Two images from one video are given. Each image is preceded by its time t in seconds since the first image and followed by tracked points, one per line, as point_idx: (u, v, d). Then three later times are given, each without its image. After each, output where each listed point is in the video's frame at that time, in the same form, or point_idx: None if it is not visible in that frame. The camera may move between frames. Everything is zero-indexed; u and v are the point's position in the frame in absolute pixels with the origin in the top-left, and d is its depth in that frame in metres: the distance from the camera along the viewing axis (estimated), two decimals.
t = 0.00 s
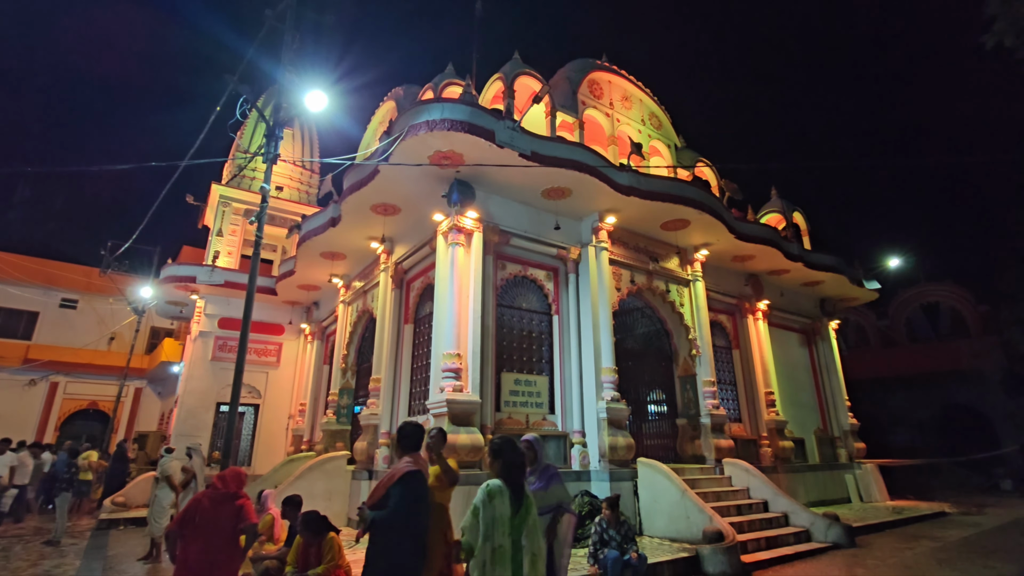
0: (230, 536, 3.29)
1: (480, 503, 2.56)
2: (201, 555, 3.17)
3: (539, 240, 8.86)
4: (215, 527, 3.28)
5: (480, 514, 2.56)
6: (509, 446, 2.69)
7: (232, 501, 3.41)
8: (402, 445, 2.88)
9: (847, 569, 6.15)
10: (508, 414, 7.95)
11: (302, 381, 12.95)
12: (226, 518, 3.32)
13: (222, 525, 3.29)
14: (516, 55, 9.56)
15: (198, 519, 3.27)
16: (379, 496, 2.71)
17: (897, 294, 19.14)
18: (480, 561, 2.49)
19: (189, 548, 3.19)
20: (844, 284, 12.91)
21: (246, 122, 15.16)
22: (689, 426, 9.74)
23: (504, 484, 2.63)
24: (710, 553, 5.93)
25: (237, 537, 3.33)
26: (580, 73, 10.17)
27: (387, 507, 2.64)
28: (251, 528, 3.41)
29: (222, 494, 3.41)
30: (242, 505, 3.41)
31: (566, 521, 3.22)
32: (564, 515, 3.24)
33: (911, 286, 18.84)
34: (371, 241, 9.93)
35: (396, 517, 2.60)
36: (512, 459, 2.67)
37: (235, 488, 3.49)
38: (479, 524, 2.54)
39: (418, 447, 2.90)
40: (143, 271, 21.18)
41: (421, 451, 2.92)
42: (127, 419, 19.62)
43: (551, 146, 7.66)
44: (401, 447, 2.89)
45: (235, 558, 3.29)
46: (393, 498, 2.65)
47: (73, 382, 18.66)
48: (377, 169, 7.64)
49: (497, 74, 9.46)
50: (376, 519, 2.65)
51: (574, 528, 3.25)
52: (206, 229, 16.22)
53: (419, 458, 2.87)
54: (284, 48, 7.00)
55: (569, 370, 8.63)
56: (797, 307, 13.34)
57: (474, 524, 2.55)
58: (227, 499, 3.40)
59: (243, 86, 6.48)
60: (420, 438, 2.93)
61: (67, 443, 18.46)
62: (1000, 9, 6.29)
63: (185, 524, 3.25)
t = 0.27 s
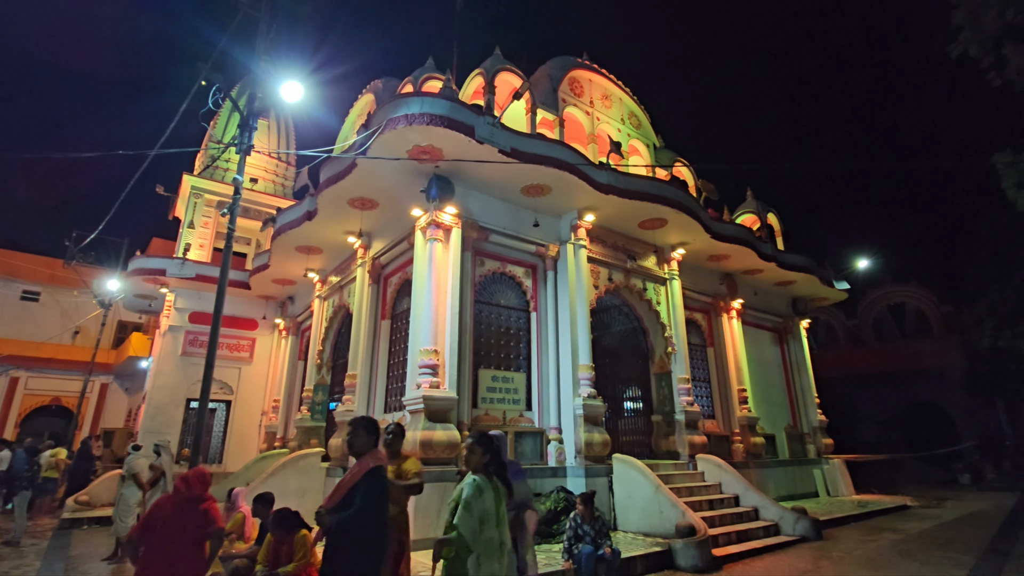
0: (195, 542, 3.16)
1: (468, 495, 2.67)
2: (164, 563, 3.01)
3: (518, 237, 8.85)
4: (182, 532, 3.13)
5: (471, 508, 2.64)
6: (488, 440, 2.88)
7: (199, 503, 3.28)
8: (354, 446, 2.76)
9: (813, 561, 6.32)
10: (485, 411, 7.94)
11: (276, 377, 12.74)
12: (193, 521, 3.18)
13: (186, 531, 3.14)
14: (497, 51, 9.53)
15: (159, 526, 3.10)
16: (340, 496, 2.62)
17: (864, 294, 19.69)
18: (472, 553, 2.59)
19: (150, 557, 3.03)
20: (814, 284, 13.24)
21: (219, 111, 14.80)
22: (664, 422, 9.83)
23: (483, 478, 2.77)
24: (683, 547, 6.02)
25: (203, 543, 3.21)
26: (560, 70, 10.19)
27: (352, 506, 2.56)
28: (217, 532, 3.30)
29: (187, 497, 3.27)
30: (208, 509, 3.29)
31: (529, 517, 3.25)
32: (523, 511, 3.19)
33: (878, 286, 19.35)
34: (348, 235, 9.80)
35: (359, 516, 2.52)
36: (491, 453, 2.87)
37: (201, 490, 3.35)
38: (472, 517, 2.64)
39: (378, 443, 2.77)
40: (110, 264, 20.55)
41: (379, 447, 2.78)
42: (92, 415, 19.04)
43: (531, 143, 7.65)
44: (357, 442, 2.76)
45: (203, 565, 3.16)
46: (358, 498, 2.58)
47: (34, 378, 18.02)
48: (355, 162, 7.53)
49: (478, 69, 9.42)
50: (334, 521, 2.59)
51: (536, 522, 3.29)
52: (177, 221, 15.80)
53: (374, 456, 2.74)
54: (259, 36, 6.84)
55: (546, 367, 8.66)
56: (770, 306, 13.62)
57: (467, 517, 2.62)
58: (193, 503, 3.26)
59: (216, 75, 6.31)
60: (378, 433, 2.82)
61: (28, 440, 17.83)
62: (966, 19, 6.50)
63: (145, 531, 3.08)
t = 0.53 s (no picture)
0: (158, 543, 3.07)
1: (456, 490, 2.83)
2: (124, 566, 2.94)
3: (498, 233, 8.83)
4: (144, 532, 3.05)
5: (462, 502, 2.80)
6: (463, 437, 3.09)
7: (163, 503, 3.21)
8: (316, 448, 2.66)
9: (784, 554, 6.46)
10: (463, 408, 7.92)
11: (251, 373, 12.53)
12: (155, 521, 3.10)
13: (146, 533, 3.05)
14: (479, 46, 9.48)
15: (118, 527, 3.03)
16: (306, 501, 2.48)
17: (837, 294, 20.15)
18: (466, 543, 2.76)
19: (110, 558, 2.96)
20: (789, 284, 13.50)
21: (193, 101, 14.45)
22: (641, 420, 10.03)
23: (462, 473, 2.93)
24: (658, 542, 6.09)
25: (166, 545, 3.10)
26: (543, 68, 10.19)
27: (312, 514, 2.46)
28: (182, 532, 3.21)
29: (148, 497, 3.17)
30: (172, 508, 3.21)
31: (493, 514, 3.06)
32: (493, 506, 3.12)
33: (850, 287, 19.76)
34: (326, 230, 9.67)
35: (325, 517, 2.45)
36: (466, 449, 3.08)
37: (166, 489, 3.28)
38: (463, 510, 2.78)
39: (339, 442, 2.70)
40: (78, 256, 19.94)
41: (340, 448, 2.71)
42: (59, 412, 18.48)
43: (512, 140, 7.64)
44: (319, 442, 2.67)
45: (165, 568, 3.06)
46: (326, 501, 2.49)
47: None
48: (333, 155, 7.41)
49: (460, 65, 9.36)
50: (289, 530, 2.45)
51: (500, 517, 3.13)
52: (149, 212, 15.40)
53: (331, 462, 2.62)
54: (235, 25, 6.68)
55: (526, 363, 8.68)
56: (746, 305, 13.86)
57: (460, 510, 2.78)
58: (155, 503, 3.17)
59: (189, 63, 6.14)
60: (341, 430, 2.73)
61: None
62: (936, 28, 6.68)
63: (105, 532, 2.99)
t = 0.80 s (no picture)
0: (125, 543, 3.01)
1: (447, 487, 2.88)
2: (86, 566, 2.86)
3: (481, 230, 8.81)
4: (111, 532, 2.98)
5: (457, 500, 2.89)
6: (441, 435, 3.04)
7: (131, 501, 3.13)
8: (277, 445, 2.46)
9: (760, 548, 6.59)
10: (445, 405, 7.89)
11: (229, 369, 12.32)
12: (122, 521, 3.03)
13: (114, 533, 2.98)
14: (464, 42, 9.43)
15: (84, 526, 2.94)
16: (273, 502, 2.31)
17: (813, 294, 20.57)
18: (457, 535, 2.87)
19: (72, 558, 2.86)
20: (768, 283, 13.73)
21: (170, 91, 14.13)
22: (622, 417, 10.06)
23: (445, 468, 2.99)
24: (637, 538, 6.16)
25: (132, 547, 3.05)
26: (528, 65, 10.18)
27: (276, 518, 2.29)
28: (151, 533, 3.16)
29: (115, 496, 3.10)
30: (141, 508, 3.15)
31: (471, 508, 3.04)
32: (472, 500, 3.09)
33: (827, 286, 20.16)
34: (306, 225, 9.52)
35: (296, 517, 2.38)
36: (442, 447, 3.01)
37: (134, 487, 3.21)
38: (456, 504, 2.88)
39: (300, 442, 2.49)
40: (48, 248, 19.36)
41: (304, 447, 2.50)
42: (26, 409, 17.92)
43: (496, 136, 7.62)
44: (282, 439, 2.46)
45: (130, 570, 3.02)
46: (291, 503, 2.33)
47: None
48: (314, 149, 7.31)
49: (444, 60, 9.30)
50: (246, 534, 2.25)
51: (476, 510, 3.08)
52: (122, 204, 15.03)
53: (294, 461, 2.43)
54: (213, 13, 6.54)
55: (508, 361, 8.68)
56: (725, 304, 14.05)
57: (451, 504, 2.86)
58: (123, 502, 3.11)
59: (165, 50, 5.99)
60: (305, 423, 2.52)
61: None
62: (911, 35, 6.86)
63: (67, 531, 2.89)
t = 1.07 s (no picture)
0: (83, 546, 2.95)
1: (429, 485, 2.86)
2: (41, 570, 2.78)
3: (464, 227, 8.77)
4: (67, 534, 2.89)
5: (439, 494, 2.87)
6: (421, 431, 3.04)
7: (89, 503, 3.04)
8: (231, 447, 2.41)
9: (737, 544, 6.68)
10: (426, 402, 7.84)
11: (205, 366, 12.10)
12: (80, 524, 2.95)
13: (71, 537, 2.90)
14: (448, 37, 9.38)
15: (40, 529, 2.84)
16: (232, 502, 2.28)
17: (792, 294, 20.96)
18: (437, 535, 2.84)
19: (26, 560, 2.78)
20: (747, 283, 13.94)
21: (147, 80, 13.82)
22: (603, 415, 10.23)
23: (428, 466, 2.95)
24: (616, 534, 6.20)
25: (91, 551, 3.00)
26: (513, 62, 10.16)
27: (232, 522, 2.26)
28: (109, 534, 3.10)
29: (73, 497, 2.98)
30: (100, 510, 3.07)
31: (451, 508, 3.01)
32: (450, 504, 3.05)
33: (804, 287, 20.63)
34: (286, 219, 9.38)
35: (260, 516, 2.34)
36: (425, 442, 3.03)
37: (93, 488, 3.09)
38: (436, 501, 2.84)
39: (260, 442, 2.45)
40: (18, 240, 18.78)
41: (264, 447, 2.47)
42: None
43: (480, 133, 7.58)
44: (232, 441, 2.40)
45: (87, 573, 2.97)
46: (249, 503, 2.32)
47: None
48: (294, 143, 7.19)
49: (428, 55, 9.24)
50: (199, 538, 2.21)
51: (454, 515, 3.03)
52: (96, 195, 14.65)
53: (252, 461, 2.41)
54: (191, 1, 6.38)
55: (490, 358, 8.67)
56: (706, 303, 14.22)
57: (432, 501, 2.83)
58: (82, 503, 3.01)
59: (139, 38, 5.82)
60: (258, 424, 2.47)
61: None
62: (888, 40, 7.00)
63: (20, 534, 2.81)
